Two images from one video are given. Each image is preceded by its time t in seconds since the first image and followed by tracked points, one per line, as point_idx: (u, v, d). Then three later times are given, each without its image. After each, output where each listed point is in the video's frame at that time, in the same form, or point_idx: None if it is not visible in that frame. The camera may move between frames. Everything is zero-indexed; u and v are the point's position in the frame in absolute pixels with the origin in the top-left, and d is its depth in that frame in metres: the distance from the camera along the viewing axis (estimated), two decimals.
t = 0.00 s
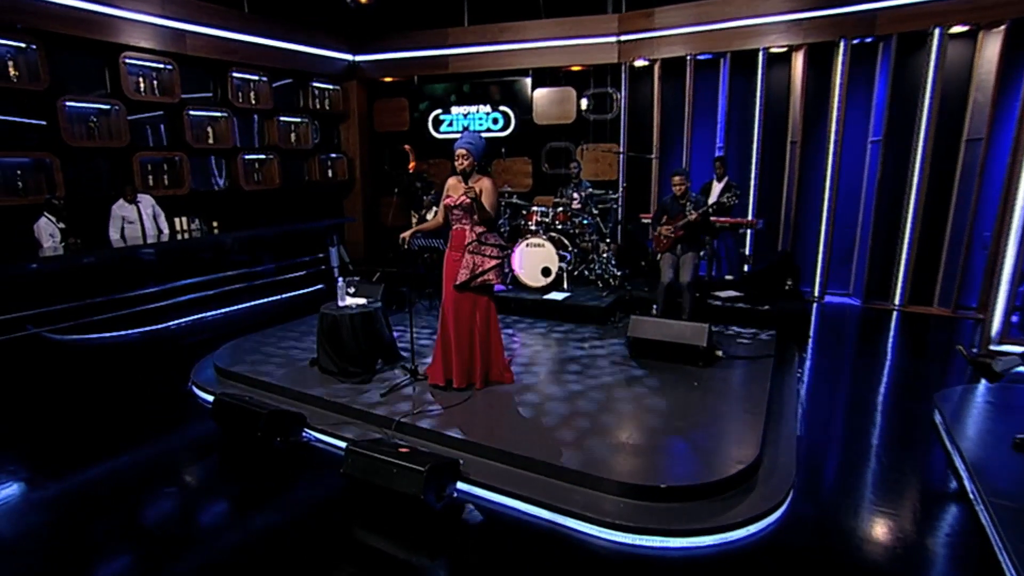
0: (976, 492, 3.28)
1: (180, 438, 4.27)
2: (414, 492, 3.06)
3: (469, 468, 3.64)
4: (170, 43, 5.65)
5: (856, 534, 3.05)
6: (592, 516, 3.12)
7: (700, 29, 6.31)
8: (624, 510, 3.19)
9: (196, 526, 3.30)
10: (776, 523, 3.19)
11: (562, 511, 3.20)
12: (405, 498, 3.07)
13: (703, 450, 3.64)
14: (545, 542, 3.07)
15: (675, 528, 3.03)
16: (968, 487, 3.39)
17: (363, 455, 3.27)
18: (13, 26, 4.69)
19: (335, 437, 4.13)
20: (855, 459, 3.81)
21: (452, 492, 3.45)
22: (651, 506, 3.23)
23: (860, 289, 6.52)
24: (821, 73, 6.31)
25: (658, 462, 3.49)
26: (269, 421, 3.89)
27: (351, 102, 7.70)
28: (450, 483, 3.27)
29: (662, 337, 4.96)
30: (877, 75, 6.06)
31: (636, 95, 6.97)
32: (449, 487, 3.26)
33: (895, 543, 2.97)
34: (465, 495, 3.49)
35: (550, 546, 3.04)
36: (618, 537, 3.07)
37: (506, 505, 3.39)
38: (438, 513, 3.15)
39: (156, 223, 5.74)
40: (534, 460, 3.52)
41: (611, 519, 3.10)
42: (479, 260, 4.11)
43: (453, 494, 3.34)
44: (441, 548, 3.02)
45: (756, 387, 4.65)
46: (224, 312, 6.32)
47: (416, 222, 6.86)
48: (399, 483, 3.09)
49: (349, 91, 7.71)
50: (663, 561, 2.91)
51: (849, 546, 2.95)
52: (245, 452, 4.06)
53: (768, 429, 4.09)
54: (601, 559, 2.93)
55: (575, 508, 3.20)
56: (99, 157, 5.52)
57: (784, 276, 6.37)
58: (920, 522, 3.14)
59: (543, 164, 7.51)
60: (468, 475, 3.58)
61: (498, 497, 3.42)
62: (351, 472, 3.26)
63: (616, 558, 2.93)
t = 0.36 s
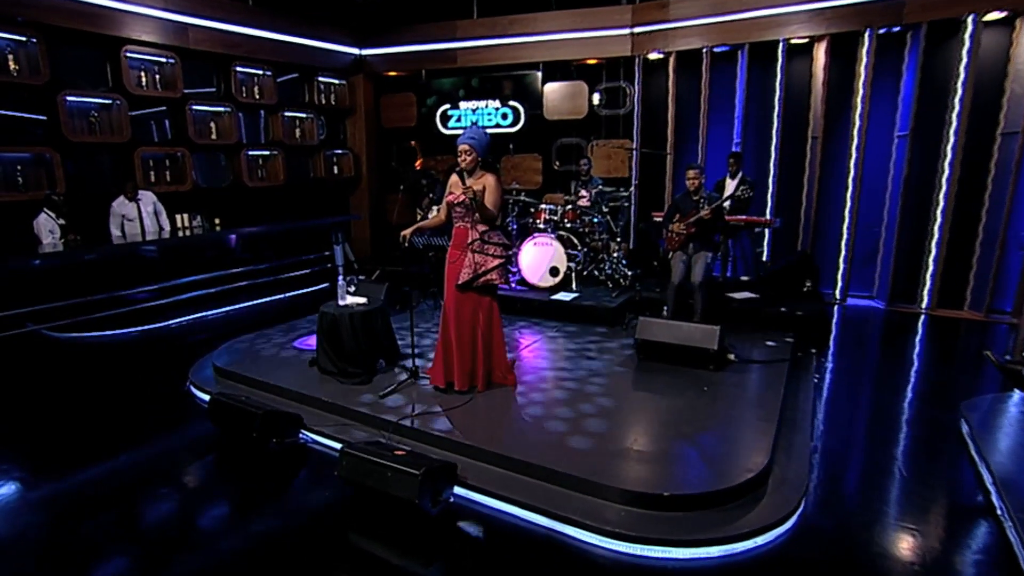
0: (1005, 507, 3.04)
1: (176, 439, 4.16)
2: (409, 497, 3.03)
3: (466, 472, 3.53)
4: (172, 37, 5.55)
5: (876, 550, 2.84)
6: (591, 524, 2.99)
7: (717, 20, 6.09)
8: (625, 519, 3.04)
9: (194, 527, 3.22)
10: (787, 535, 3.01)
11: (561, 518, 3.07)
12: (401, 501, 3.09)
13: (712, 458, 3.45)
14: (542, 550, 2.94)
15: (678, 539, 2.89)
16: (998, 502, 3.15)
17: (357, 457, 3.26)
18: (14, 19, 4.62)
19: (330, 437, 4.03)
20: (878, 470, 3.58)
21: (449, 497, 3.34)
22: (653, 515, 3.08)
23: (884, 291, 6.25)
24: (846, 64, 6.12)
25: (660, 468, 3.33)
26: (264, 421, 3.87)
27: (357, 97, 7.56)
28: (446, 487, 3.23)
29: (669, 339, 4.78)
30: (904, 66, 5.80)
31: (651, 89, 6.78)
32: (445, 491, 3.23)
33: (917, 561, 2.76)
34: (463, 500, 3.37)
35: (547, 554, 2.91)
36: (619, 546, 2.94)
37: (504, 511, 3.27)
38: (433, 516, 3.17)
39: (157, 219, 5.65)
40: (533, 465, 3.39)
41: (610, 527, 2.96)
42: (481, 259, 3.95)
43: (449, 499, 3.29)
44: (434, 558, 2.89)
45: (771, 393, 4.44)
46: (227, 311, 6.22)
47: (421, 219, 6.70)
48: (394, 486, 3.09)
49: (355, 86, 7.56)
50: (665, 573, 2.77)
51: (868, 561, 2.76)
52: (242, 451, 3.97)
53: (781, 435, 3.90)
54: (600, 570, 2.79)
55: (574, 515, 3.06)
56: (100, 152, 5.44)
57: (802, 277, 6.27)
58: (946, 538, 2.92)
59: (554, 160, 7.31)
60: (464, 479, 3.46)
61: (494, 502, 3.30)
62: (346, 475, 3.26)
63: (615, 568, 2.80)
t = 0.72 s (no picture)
0: None
1: (173, 441, 4.06)
2: (404, 501, 2.97)
3: (466, 478, 3.40)
4: (177, 31, 5.47)
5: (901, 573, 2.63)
6: (592, 533, 2.87)
7: (738, 11, 5.85)
8: (631, 530, 2.89)
9: (195, 531, 3.14)
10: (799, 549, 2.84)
11: (561, 527, 2.94)
12: (397, 507, 3.03)
13: (723, 468, 3.28)
14: (540, 559, 2.82)
15: (681, 550, 2.75)
16: None
17: (353, 461, 3.22)
18: (17, 13, 4.56)
19: (329, 439, 3.93)
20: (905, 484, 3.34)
21: (447, 503, 3.24)
22: (659, 526, 2.93)
23: (913, 295, 5.95)
24: (875, 56, 5.92)
25: (668, 477, 3.17)
26: (262, 422, 3.77)
27: (366, 93, 7.41)
28: (445, 493, 3.17)
29: (680, 343, 4.56)
30: (938, 58, 5.54)
31: (668, 86, 6.66)
32: (444, 497, 3.16)
33: None
34: (462, 507, 3.26)
35: (546, 564, 2.78)
36: (621, 557, 2.80)
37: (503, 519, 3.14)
38: (430, 522, 3.08)
39: (163, 215, 5.63)
40: (535, 472, 3.26)
41: (611, 537, 2.83)
42: (487, 260, 3.82)
43: (446, 504, 3.21)
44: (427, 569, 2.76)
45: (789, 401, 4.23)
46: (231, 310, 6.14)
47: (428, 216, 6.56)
48: (390, 491, 3.03)
49: (363, 81, 7.43)
50: None
51: None
52: (240, 454, 3.88)
53: (796, 444, 3.70)
54: None
55: (576, 524, 2.93)
56: (102, 149, 5.37)
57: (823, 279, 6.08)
58: (978, 558, 2.71)
59: (567, 157, 7.11)
60: (464, 485, 3.34)
61: (495, 509, 3.17)
62: (342, 478, 3.23)
63: None
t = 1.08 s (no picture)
0: None
1: (170, 445, 3.96)
2: (402, 509, 2.89)
3: (465, 484, 3.29)
4: (183, 26, 5.38)
5: None
6: (593, 544, 2.76)
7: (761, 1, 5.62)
8: (637, 542, 2.77)
9: (185, 540, 3.03)
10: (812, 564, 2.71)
11: (562, 537, 2.84)
12: (394, 513, 2.94)
13: (733, 478, 3.12)
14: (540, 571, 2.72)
15: (686, 564, 2.64)
16: None
17: (349, 465, 3.12)
18: (20, 8, 4.49)
19: (326, 443, 3.82)
20: (937, 500, 3.12)
21: (446, 510, 3.14)
22: (664, 538, 2.81)
23: (943, 300, 5.69)
24: (906, 50, 5.70)
25: (679, 487, 3.03)
26: (260, 424, 3.64)
27: (374, 88, 7.28)
28: (444, 500, 3.06)
29: (690, 347, 4.36)
30: (972, 50, 5.28)
31: (686, 82, 6.47)
32: (443, 504, 3.06)
33: None
34: (461, 513, 3.16)
35: None
36: (624, 571, 2.70)
37: (503, 527, 3.04)
38: (428, 529, 3.00)
39: (170, 214, 5.58)
40: (535, 479, 3.14)
41: (613, 550, 2.72)
42: (491, 260, 3.74)
43: (445, 512, 3.11)
44: None
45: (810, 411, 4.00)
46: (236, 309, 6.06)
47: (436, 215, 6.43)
48: (387, 497, 2.94)
49: (372, 76, 7.30)
50: None
51: None
52: (237, 458, 3.76)
53: (810, 453, 3.52)
54: None
55: (577, 534, 2.83)
56: (107, 146, 5.30)
57: (845, 284, 5.89)
58: None
59: (579, 155, 6.93)
60: (463, 491, 3.23)
61: (494, 517, 3.07)
62: (338, 484, 3.13)
63: None
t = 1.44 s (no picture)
0: None
1: (167, 447, 3.85)
2: (398, 515, 2.73)
3: (466, 491, 3.15)
4: (189, 20, 5.31)
5: None
6: (596, 556, 2.62)
7: None
8: (642, 555, 2.61)
9: (176, 547, 2.91)
10: None
11: (562, 547, 2.70)
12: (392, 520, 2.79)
13: (747, 488, 2.94)
14: None
15: None
16: None
17: (346, 469, 2.97)
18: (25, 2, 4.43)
19: (324, 445, 3.69)
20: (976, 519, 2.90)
21: (445, 517, 3.00)
22: (671, 550, 2.65)
23: (978, 305, 5.43)
24: (939, 41, 5.44)
25: (690, 497, 2.86)
26: (259, 426, 3.49)
27: (384, 84, 7.16)
28: (444, 507, 2.90)
29: (705, 352, 4.15)
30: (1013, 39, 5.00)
31: (705, 76, 6.25)
32: (443, 511, 2.90)
33: None
34: (462, 521, 3.02)
35: None
36: None
37: (503, 535, 2.90)
38: (426, 539, 2.84)
39: (184, 211, 5.53)
40: (537, 487, 2.99)
41: (616, 562, 2.58)
42: (496, 260, 3.59)
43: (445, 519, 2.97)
44: None
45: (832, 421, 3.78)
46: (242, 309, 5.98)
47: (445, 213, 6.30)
48: (384, 503, 2.79)
49: (382, 71, 7.18)
50: None
51: None
52: (234, 462, 3.65)
53: (826, 461, 3.32)
54: None
55: (578, 545, 2.69)
56: (112, 142, 5.24)
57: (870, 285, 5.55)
58: None
59: (593, 153, 6.74)
60: (464, 498, 3.09)
61: (495, 525, 2.93)
62: (338, 489, 2.96)
63: None
